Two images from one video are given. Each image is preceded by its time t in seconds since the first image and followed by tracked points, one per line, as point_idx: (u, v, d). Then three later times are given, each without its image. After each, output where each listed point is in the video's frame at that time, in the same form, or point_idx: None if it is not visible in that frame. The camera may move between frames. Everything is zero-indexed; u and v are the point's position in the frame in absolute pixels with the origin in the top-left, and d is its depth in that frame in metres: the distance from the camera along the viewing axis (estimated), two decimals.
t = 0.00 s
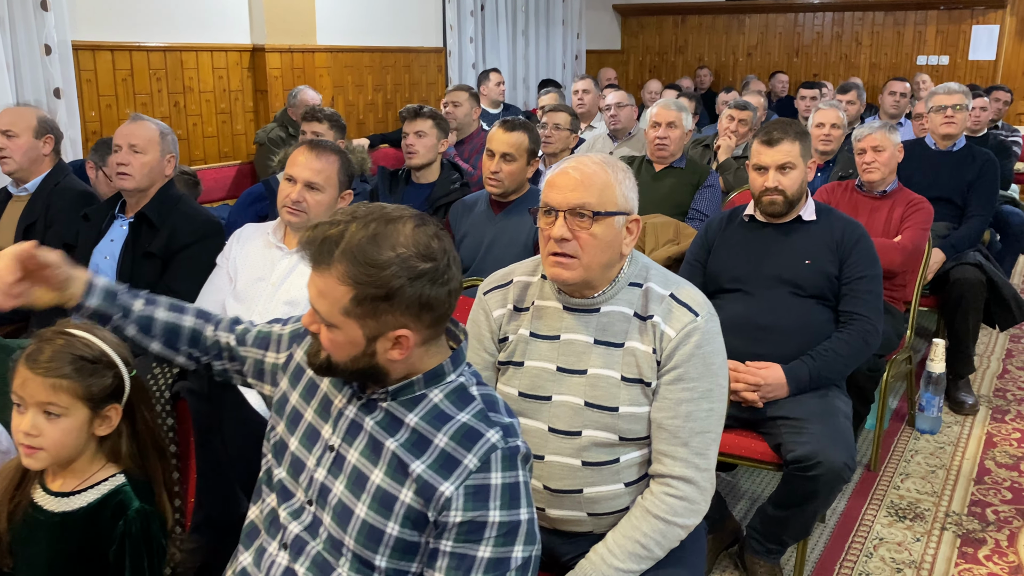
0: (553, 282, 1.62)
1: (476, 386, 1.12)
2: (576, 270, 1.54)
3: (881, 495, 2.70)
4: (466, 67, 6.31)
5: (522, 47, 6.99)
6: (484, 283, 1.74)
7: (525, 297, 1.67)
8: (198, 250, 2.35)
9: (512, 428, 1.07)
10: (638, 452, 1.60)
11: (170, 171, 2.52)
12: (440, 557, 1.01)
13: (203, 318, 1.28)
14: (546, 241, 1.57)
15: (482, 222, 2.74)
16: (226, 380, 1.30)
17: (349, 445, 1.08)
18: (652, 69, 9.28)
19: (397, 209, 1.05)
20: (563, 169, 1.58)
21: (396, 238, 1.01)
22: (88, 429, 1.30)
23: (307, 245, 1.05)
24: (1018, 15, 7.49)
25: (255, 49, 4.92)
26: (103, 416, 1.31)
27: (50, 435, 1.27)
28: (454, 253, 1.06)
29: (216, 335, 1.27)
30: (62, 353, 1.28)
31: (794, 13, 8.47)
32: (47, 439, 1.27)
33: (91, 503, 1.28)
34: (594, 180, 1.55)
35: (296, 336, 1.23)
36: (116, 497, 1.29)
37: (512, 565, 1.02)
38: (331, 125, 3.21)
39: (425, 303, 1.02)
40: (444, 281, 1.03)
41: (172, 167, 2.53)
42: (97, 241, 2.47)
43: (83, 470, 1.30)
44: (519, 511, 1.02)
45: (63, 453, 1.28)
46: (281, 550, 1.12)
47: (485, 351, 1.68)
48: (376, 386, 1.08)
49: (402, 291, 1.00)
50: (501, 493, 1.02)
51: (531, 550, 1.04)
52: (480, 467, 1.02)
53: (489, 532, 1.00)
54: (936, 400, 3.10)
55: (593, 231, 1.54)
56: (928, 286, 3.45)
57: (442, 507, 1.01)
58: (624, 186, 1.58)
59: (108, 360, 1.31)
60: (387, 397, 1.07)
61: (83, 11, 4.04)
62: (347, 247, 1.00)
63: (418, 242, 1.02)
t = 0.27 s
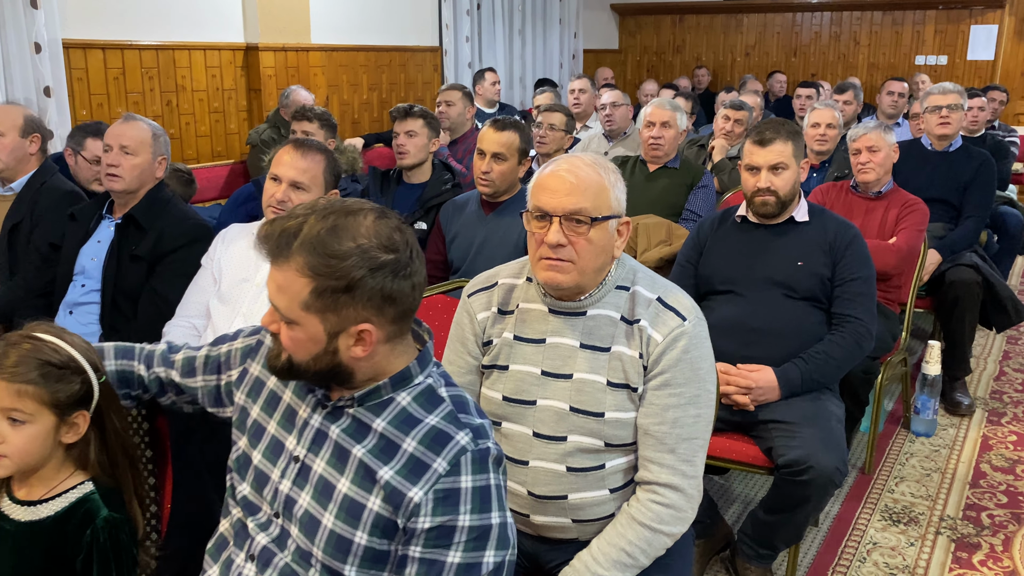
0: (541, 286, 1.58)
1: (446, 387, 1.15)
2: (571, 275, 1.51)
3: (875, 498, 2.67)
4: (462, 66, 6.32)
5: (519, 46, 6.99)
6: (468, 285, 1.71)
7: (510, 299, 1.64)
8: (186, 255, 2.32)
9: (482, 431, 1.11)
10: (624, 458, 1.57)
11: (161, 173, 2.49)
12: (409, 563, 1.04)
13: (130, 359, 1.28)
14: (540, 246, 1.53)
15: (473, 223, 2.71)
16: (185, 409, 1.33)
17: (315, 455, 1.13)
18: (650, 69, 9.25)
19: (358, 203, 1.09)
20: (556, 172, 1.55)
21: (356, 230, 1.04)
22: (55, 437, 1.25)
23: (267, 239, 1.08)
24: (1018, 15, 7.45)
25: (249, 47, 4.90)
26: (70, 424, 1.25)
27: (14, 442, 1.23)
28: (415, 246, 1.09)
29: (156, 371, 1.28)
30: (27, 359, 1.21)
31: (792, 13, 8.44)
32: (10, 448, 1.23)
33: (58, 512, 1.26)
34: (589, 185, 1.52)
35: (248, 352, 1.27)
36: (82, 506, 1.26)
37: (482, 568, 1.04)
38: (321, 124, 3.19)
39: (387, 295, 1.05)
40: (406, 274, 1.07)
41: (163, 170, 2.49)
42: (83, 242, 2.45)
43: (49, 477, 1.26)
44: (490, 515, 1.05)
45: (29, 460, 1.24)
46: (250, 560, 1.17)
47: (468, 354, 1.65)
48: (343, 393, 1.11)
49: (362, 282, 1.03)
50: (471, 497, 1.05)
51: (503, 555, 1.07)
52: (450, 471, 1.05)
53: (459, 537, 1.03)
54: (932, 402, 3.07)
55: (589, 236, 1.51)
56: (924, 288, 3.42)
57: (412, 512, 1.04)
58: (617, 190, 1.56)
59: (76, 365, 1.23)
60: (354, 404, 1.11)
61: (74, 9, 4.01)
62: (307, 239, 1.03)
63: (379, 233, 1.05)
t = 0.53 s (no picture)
0: (536, 290, 1.55)
1: (426, 391, 1.13)
2: (572, 281, 1.49)
3: (871, 503, 2.65)
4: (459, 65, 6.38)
5: (515, 46, 6.98)
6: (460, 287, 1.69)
7: (501, 302, 1.61)
8: (175, 258, 2.30)
9: (463, 435, 1.09)
10: (616, 464, 1.55)
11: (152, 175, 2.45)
12: (388, 572, 1.01)
13: (119, 370, 1.26)
14: (539, 252, 1.49)
15: (466, 224, 2.68)
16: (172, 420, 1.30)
17: (292, 462, 1.11)
18: (647, 69, 9.23)
19: (328, 206, 1.09)
20: (554, 175, 1.50)
21: (326, 232, 1.04)
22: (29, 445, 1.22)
23: (235, 246, 1.08)
24: (1016, 15, 7.43)
25: (243, 46, 4.87)
26: (45, 432, 1.22)
27: None
28: (389, 247, 1.09)
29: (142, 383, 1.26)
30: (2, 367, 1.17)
31: (790, 13, 8.42)
32: None
33: (34, 521, 1.23)
34: (589, 188, 1.48)
35: (228, 358, 1.24)
36: (58, 514, 1.24)
37: None
38: (312, 124, 3.17)
39: (361, 297, 1.05)
40: (380, 276, 1.07)
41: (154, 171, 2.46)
42: (71, 243, 2.42)
43: (23, 486, 1.23)
44: (471, 521, 1.03)
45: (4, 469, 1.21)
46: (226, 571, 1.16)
47: (458, 357, 1.62)
48: (320, 398, 1.10)
49: (334, 286, 1.03)
50: (451, 503, 1.02)
51: (485, 561, 1.04)
52: (429, 476, 1.02)
53: (439, 544, 1.01)
54: (929, 405, 3.05)
55: (591, 241, 1.48)
56: (921, 290, 3.40)
57: (390, 519, 1.02)
58: (613, 192, 1.53)
59: (53, 373, 1.20)
60: (332, 409, 1.09)
61: (66, 7, 3.99)
62: (275, 244, 1.03)
63: (350, 234, 1.05)
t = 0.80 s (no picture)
0: (531, 293, 1.52)
1: (416, 400, 1.11)
2: (570, 284, 1.45)
3: (868, 507, 2.62)
4: (455, 65, 6.33)
5: (511, 46, 6.95)
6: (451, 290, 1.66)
7: (494, 305, 1.58)
8: (164, 260, 2.27)
9: (453, 445, 1.06)
10: (611, 471, 1.52)
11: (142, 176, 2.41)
12: None
13: (124, 359, 1.31)
14: (536, 255, 1.46)
15: (459, 225, 2.65)
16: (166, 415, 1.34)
17: (277, 472, 1.09)
18: (643, 70, 9.21)
19: (315, 209, 1.06)
20: (550, 176, 1.47)
21: (311, 236, 1.01)
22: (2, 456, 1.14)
23: (218, 251, 1.05)
24: (1013, 16, 7.42)
25: (237, 46, 4.84)
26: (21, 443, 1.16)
27: None
28: (377, 250, 1.06)
29: (142, 374, 1.31)
30: None
31: (786, 14, 8.40)
32: None
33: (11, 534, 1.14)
34: (586, 189, 1.45)
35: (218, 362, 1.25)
36: (37, 525, 1.16)
37: None
38: (304, 124, 3.14)
39: (348, 303, 1.02)
40: (368, 281, 1.04)
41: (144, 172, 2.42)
42: (59, 244, 2.39)
43: None
44: (460, 534, 1.00)
45: None
46: None
47: (451, 361, 1.60)
48: (306, 406, 1.07)
49: (320, 291, 1.00)
50: (440, 516, 0.99)
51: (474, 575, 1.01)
52: (417, 489, 1.00)
53: (427, 558, 0.98)
54: (926, 408, 3.02)
55: (589, 244, 1.45)
56: (918, 292, 3.38)
57: (376, 532, 0.99)
58: (610, 194, 1.50)
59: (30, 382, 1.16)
60: (318, 417, 1.07)
61: (57, 6, 3.95)
62: (259, 249, 1.00)
63: (337, 238, 1.03)
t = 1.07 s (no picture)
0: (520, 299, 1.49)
1: (401, 418, 1.07)
2: (550, 287, 1.42)
3: (864, 515, 2.59)
4: (447, 66, 6.32)
5: (505, 47, 6.92)
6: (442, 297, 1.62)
7: (484, 313, 1.54)
8: (148, 265, 2.22)
9: (439, 466, 1.02)
10: (602, 484, 1.48)
11: (127, 180, 2.36)
12: None
13: (119, 361, 1.31)
14: (517, 254, 1.44)
15: (450, 229, 2.61)
16: (156, 418, 1.33)
17: (256, 491, 1.05)
18: (637, 71, 9.18)
19: (297, 220, 1.02)
20: (538, 175, 1.46)
21: (292, 249, 0.97)
22: None
23: (195, 260, 1.01)
24: (1007, 18, 7.40)
25: (227, 47, 4.79)
26: None
27: None
28: (361, 264, 1.02)
29: (134, 376, 1.30)
30: None
31: (781, 15, 8.38)
32: None
33: None
34: (571, 190, 1.43)
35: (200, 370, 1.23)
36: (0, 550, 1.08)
37: None
38: (293, 126, 3.11)
39: (330, 319, 0.98)
40: (351, 295, 1.00)
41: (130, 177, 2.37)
42: (41, 249, 2.34)
43: None
44: (445, 560, 0.96)
45: None
46: None
47: (440, 370, 1.55)
48: (286, 423, 1.03)
49: (299, 307, 0.96)
50: (424, 541, 0.95)
51: None
52: (401, 513, 0.96)
53: None
54: (922, 414, 3.00)
55: (570, 245, 1.42)
56: (914, 296, 3.35)
57: (357, 557, 0.95)
58: (602, 199, 1.47)
59: None
60: (300, 435, 1.03)
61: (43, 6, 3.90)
62: (236, 260, 0.96)
63: (319, 251, 0.98)
